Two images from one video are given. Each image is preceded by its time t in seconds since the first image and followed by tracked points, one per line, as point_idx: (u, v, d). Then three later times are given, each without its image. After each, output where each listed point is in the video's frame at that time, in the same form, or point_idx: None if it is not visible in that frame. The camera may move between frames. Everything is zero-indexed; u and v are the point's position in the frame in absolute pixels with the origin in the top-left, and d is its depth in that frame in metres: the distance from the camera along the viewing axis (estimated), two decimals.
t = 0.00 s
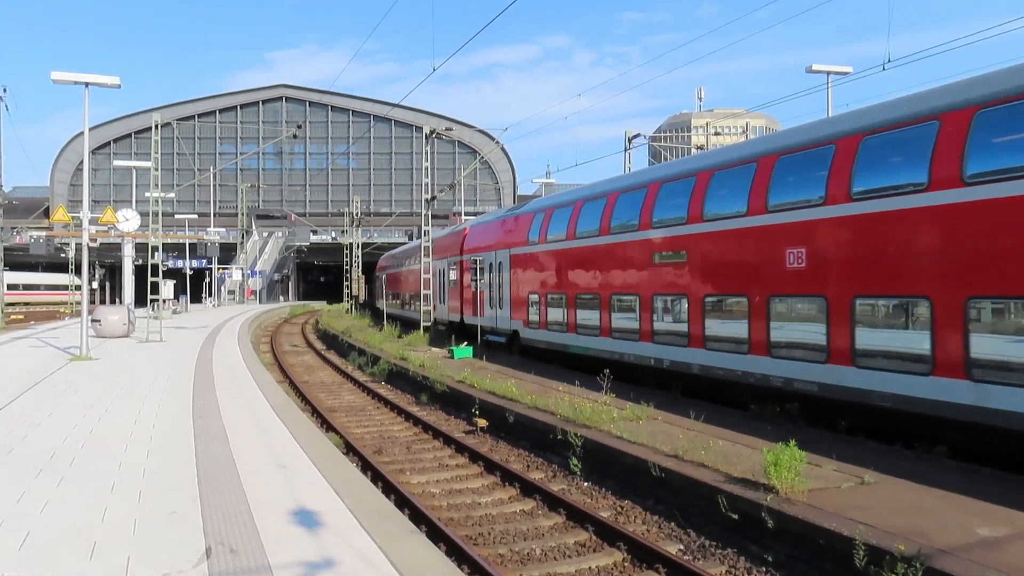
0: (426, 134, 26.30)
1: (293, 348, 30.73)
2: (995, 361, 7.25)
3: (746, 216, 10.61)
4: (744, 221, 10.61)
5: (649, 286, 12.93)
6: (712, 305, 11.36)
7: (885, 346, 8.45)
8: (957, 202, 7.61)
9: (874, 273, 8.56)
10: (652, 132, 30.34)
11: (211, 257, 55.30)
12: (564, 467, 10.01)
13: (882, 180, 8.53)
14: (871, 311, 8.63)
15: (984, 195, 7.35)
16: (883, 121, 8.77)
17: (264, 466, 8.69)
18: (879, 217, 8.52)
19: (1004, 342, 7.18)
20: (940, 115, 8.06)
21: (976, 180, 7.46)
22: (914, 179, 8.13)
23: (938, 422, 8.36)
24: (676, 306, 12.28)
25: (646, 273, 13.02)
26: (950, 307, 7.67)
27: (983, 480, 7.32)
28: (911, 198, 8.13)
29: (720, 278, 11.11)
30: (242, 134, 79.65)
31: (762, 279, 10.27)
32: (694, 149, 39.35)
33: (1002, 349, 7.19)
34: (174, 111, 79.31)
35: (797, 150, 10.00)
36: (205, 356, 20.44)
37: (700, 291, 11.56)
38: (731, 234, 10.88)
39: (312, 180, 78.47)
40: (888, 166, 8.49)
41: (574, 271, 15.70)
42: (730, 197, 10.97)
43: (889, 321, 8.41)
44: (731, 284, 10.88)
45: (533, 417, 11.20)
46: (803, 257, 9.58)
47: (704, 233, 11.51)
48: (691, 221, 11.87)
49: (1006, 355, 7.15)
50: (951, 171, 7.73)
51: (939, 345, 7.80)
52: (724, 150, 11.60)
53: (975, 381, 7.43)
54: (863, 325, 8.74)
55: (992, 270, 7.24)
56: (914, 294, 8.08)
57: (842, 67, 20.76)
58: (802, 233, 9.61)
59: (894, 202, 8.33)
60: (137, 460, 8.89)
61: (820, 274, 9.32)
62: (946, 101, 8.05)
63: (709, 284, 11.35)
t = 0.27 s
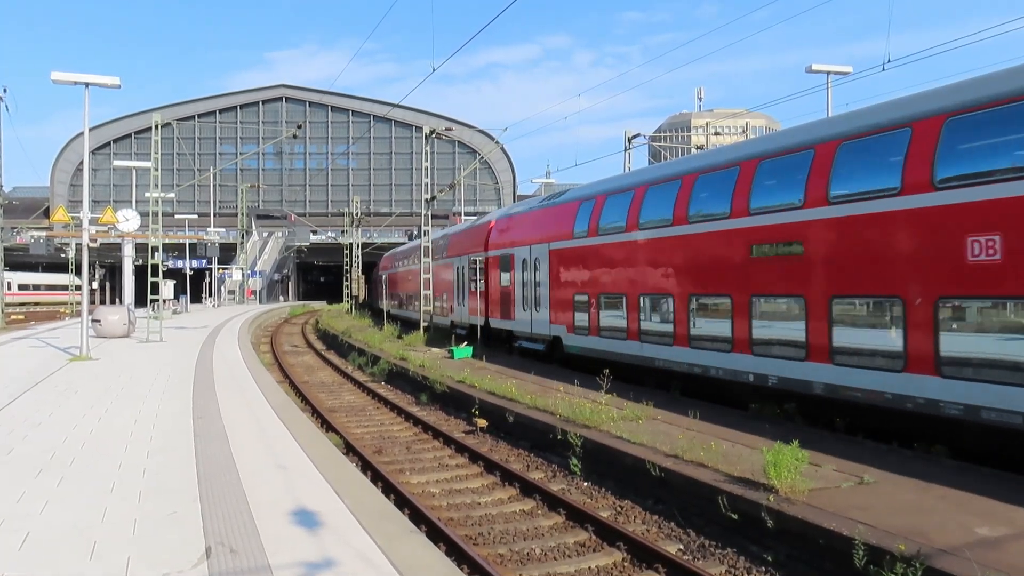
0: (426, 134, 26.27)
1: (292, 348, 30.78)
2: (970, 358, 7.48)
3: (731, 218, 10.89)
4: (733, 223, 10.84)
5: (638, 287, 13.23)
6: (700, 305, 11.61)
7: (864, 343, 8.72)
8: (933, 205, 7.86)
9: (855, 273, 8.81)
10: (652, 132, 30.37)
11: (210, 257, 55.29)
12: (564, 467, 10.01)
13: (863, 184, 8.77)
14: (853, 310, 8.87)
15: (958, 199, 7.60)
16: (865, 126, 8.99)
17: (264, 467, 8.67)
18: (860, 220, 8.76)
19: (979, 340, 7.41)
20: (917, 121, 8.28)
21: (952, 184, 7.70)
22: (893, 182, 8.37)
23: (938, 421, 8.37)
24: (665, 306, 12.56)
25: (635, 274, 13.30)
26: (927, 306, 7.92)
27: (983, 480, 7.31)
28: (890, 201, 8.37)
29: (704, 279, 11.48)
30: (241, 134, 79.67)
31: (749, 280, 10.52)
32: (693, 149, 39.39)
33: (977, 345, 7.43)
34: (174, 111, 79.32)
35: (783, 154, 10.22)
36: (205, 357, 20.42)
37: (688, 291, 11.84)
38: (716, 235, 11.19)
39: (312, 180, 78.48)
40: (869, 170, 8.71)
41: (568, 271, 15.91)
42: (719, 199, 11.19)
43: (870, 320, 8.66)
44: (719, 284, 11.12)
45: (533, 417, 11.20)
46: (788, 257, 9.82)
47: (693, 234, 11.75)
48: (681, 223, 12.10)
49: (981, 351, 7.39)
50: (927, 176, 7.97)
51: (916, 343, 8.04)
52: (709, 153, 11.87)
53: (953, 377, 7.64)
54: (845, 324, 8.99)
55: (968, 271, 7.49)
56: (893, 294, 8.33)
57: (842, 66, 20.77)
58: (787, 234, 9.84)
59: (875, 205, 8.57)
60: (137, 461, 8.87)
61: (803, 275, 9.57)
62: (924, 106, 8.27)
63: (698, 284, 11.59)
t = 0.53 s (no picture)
0: (426, 134, 26.27)
1: (292, 347, 30.82)
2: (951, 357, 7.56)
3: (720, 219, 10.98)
4: (721, 223, 10.93)
5: (630, 287, 13.33)
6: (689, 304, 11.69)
7: (846, 342, 8.82)
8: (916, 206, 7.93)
9: (838, 274, 8.90)
10: (652, 133, 30.42)
11: (210, 257, 55.30)
12: (564, 467, 10.01)
13: (848, 185, 8.83)
14: (837, 310, 8.94)
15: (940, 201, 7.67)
16: (852, 128, 9.05)
17: (265, 467, 8.67)
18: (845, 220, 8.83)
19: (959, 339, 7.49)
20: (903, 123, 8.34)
21: (931, 187, 7.79)
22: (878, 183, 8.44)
23: (938, 422, 8.37)
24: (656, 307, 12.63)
25: (628, 274, 13.39)
26: (908, 306, 8.00)
27: (984, 479, 7.31)
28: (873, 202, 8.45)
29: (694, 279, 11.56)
30: (241, 134, 79.69)
31: (736, 280, 10.60)
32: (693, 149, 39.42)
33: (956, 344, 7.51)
34: (174, 111, 79.35)
35: (773, 155, 10.28)
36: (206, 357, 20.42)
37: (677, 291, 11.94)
38: (704, 236, 11.28)
39: (312, 181, 78.51)
40: (855, 171, 8.77)
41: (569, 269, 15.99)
42: (708, 201, 11.29)
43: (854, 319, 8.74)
44: (707, 284, 11.20)
45: (533, 418, 11.19)
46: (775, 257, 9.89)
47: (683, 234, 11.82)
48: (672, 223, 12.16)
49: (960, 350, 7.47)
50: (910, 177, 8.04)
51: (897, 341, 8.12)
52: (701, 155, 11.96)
53: (936, 375, 7.69)
54: (829, 323, 9.06)
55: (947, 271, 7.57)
56: (876, 293, 8.41)
57: (842, 66, 20.79)
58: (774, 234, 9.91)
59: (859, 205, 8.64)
60: (136, 461, 8.86)
61: (789, 275, 9.65)
62: (910, 109, 8.34)
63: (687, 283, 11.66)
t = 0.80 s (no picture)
0: (428, 134, 26.29)
1: (295, 347, 30.83)
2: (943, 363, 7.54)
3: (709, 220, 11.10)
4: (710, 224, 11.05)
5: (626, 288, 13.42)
6: (681, 307, 11.80)
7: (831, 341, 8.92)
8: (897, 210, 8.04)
9: (821, 274, 9.01)
10: (655, 133, 30.42)
11: (213, 258, 55.31)
12: (566, 467, 10.01)
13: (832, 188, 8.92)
14: (823, 310, 9.04)
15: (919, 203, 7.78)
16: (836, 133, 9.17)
17: (267, 468, 8.67)
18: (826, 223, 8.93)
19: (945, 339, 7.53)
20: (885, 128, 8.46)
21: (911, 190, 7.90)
22: (857, 187, 8.58)
23: (938, 423, 8.39)
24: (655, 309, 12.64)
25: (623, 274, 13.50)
26: (887, 306, 8.13)
27: (986, 480, 7.30)
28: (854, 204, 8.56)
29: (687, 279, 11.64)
30: (244, 135, 79.77)
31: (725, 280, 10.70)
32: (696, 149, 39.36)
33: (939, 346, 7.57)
34: (176, 112, 79.45)
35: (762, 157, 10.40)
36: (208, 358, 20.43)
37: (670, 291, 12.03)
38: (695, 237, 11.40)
39: (314, 181, 78.56)
40: (836, 174, 8.91)
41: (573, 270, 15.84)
42: (698, 202, 11.41)
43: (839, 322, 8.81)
44: (697, 285, 11.33)
45: (535, 419, 11.19)
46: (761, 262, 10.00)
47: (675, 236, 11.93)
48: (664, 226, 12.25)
49: (940, 351, 7.55)
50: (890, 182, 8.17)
51: (878, 342, 8.24)
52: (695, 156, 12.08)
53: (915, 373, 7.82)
54: (813, 323, 9.21)
55: (927, 274, 7.68)
56: (856, 294, 8.55)
57: (845, 66, 20.77)
58: (760, 237, 10.02)
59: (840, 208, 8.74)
60: (139, 461, 8.87)
61: (775, 276, 9.77)
62: (891, 114, 8.46)
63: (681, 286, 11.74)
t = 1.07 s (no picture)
0: (428, 134, 26.30)
1: (295, 347, 30.85)
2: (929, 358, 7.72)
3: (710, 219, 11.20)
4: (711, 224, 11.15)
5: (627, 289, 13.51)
6: (681, 307, 11.88)
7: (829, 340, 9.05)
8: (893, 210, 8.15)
9: (822, 273, 9.12)
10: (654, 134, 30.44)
11: (213, 258, 55.29)
12: (566, 467, 10.03)
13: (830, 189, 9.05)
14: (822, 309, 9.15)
15: (914, 205, 7.87)
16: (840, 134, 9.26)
17: (267, 468, 8.67)
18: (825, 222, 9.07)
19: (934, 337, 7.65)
20: (886, 128, 8.54)
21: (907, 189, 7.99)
22: (855, 186, 8.68)
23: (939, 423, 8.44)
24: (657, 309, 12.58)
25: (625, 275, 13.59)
26: (886, 308, 8.21)
27: (986, 480, 7.31)
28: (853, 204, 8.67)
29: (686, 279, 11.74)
30: (243, 135, 79.79)
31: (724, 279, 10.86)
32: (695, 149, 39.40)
33: (929, 342, 7.71)
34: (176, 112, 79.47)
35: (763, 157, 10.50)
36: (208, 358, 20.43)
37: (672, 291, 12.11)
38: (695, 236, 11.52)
39: (314, 181, 78.59)
40: (835, 174, 9.00)
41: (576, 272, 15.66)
42: (699, 201, 11.52)
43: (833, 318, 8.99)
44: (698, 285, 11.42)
45: (534, 419, 11.19)
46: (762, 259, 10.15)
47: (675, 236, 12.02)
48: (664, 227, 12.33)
49: (933, 352, 7.65)
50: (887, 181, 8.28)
51: (875, 342, 8.36)
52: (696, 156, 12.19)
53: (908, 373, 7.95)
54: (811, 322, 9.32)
55: (920, 275, 7.78)
56: (854, 294, 8.66)
57: (844, 67, 20.79)
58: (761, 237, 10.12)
59: (839, 208, 8.86)
60: (139, 462, 8.87)
61: (777, 276, 9.88)
62: (894, 115, 8.53)
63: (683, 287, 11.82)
